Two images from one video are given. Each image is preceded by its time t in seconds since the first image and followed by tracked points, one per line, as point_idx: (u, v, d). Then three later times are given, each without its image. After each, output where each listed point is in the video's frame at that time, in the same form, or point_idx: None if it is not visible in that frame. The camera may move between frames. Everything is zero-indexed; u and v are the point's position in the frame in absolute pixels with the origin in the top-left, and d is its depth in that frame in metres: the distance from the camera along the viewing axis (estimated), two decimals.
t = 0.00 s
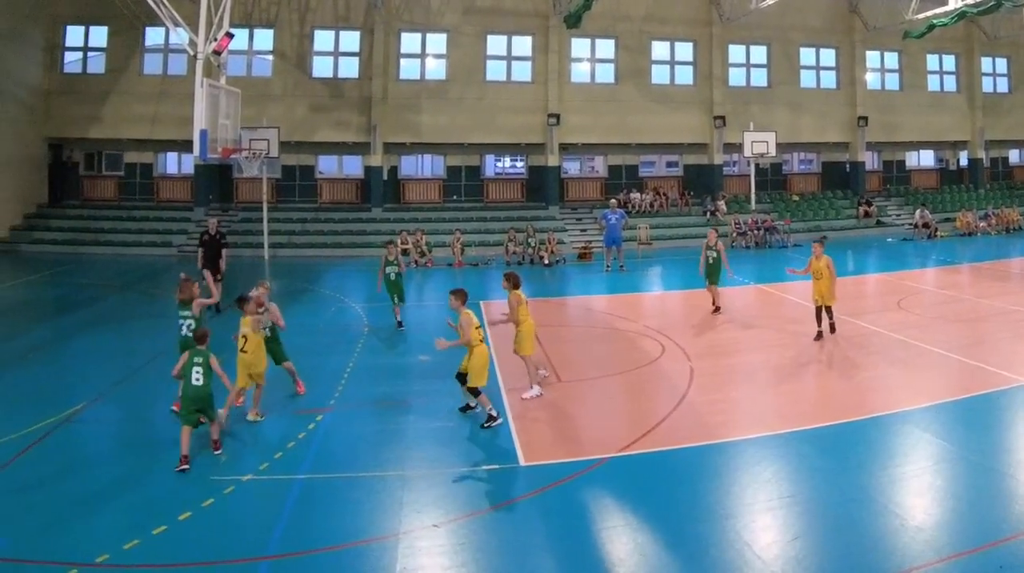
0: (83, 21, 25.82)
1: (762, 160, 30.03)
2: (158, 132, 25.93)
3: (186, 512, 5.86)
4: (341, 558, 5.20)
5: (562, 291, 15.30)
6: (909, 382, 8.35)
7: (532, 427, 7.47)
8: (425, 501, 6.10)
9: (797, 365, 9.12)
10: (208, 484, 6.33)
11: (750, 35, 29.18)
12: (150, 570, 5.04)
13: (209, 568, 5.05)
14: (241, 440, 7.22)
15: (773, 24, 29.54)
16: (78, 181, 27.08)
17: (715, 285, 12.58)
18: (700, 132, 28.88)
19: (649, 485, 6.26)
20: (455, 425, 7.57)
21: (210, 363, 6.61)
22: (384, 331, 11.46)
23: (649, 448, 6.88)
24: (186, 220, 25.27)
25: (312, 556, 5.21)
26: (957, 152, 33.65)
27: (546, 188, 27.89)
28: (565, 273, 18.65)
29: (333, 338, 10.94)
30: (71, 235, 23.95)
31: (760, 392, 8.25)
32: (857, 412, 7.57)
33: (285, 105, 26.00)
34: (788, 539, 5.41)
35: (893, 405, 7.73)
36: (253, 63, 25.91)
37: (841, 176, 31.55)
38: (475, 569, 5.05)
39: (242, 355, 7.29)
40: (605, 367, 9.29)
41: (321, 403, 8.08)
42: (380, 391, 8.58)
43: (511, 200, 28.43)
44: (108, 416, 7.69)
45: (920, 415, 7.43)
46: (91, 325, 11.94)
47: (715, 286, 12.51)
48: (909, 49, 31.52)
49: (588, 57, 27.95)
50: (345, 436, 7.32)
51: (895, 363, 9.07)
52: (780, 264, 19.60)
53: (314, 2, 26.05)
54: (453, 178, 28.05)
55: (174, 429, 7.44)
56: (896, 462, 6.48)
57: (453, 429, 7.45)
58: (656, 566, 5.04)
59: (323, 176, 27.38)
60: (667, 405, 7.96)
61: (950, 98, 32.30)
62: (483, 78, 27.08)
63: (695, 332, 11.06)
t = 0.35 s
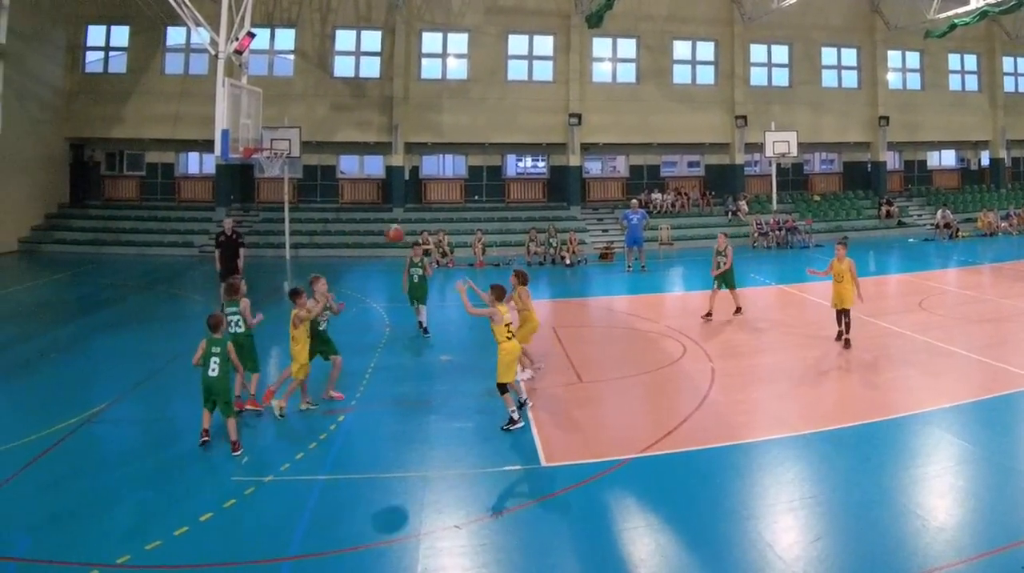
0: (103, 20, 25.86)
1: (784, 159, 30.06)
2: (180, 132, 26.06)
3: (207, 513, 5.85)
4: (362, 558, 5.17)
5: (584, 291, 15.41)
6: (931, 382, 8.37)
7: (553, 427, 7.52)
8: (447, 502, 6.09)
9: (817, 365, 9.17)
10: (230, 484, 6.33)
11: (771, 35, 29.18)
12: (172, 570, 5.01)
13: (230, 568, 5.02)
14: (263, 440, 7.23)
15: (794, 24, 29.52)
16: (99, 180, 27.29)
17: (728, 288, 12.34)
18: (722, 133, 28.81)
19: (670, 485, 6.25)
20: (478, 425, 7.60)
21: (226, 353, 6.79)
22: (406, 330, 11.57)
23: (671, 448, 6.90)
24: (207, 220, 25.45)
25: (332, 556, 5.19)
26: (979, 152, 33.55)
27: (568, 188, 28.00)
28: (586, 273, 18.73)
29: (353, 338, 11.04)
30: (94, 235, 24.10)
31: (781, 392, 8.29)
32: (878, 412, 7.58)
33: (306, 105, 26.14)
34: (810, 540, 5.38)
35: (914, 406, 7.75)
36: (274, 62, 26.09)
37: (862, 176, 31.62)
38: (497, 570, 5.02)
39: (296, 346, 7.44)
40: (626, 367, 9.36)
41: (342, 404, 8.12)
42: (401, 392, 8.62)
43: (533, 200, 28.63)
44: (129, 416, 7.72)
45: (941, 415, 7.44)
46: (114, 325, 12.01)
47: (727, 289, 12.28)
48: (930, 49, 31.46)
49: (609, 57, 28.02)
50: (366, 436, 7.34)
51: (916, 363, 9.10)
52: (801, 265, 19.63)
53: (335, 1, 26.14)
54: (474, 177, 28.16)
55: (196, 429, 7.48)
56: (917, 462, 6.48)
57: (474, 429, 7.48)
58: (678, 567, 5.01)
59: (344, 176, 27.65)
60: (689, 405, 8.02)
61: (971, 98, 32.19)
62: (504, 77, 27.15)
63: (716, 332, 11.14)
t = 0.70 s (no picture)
0: (123, 20, 25.91)
1: (805, 159, 30.12)
2: (200, 133, 25.98)
3: (227, 513, 5.81)
4: (381, 558, 5.13)
5: (604, 291, 15.43)
6: (951, 382, 8.37)
7: (576, 426, 7.55)
8: (466, 502, 6.06)
9: (837, 365, 9.18)
10: (250, 484, 6.32)
11: (792, 34, 29.18)
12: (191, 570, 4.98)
13: (249, 568, 4.99)
14: (282, 440, 7.25)
15: (814, 23, 29.49)
16: (120, 181, 27.35)
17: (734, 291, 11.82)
18: (742, 132, 28.82)
19: (689, 484, 6.23)
20: (498, 425, 7.62)
21: (241, 344, 6.92)
22: (424, 330, 11.64)
23: (693, 447, 6.91)
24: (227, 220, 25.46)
25: (351, 556, 5.15)
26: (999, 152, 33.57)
27: (588, 187, 28.01)
28: (606, 273, 18.73)
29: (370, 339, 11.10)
30: (114, 235, 24.22)
31: (801, 392, 8.31)
32: (898, 411, 7.58)
33: (326, 105, 26.25)
34: (831, 540, 5.33)
35: (933, 406, 7.75)
36: (295, 62, 26.30)
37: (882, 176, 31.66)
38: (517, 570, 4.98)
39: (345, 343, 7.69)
40: (646, 367, 9.38)
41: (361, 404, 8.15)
42: (421, 392, 8.65)
43: (553, 200, 28.74)
44: (148, 416, 7.72)
45: (961, 415, 7.44)
46: (132, 325, 12.02)
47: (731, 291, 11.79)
48: (950, 49, 31.36)
49: (629, 56, 28.01)
50: (385, 436, 7.36)
51: (936, 363, 9.11)
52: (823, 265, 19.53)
53: (355, 1, 26.23)
54: (495, 177, 28.28)
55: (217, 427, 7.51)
56: (937, 462, 6.46)
57: (494, 429, 7.51)
58: (699, 567, 4.97)
59: (365, 176, 27.85)
60: (709, 404, 8.05)
61: (992, 98, 32.04)
62: (524, 77, 27.16)
63: (736, 332, 11.17)
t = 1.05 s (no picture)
0: (140, 20, 25.99)
1: (823, 160, 30.15)
2: (217, 132, 26.06)
3: (244, 513, 5.78)
4: (399, 558, 5.10)
5: (622, 291, 15.45)
6: (972, 382, 8.38)
7: (595, 427, 7.57)
8: (484, 502, 6.04)
9: (856, 366, 9.19)
10: (267, 484, 6.31)
11: (810, 35, 29.21)
12: (208, 570, 4.94)
13: (266, 567, 4.96)
14: (299, 440, 7.25)
15: (832, 23, 29.55)
16: (137, 181, 27.43)
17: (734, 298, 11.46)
18: (761, 132, 28.76)
19: (707, 485, 6.20)
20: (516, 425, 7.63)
21: (276, 336, 7.35)
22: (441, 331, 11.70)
23: (711, 447, 6.92)
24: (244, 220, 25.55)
25: (368, 556, 5.12)
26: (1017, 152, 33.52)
27: (606, 187, 27.99)
28: (623, 273, 18.73)
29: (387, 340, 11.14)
30: (132, 235, 24.32)
31: (820, 392, 8.31)
32: (917, 412, 7.58)
33: (346, 104, 26.31)
34: (850, 539, 5.29)
35: (951, 406, 7.75)
36: (312, 62, 26.35)
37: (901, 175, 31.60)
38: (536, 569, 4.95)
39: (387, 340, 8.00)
40: (664, 367, 9.41)
41: (378, 404, 8.17)
42: (438, 393, 8.68)
43: (570, 200, 28.78)
44: (165, 416, 7.73)
45: (978, 415, 7.44)
46: (149, 325, 12.03)
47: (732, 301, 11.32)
48: (968, 49, 31.32)
49: (647, 57, 28.08)
50: (402, 437, 7.35)
51: (956, 363, 9.11)
52: (842, 265, 19.53)
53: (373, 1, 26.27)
54: (513, 177, 28.35)
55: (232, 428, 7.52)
56: (954, 463, 6.45)
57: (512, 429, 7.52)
58: (717, 567, 4.93)
59: (383, 176, 27.97)
60: (728, 404, 8.08)
61: (1010, 98, 32.02)
62: (541, 77, 27.20)
63: (755, 332, 11.19)
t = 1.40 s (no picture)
0: (140, 20, 26.00)
1: (823, 160, 30.15)
2: (216, 132, 26.07)
3: (244, 513, 5.78)
4: (399, 558, 5.10)
5: (622, 291, 15.45)
6: (972, 382, 8.37)
7: (594, 426, 7.58)
8: (484, 502, 6.04)
9: (856, 366, 9.19)
10: (267, 484, 6.31)
11: (810, 34, 29.21)
12: (208, 570, 4.94)
13: (265, 568, 4.96)
14: (299, 440, 7.25)
15: (832, 23, 29.55)
16: (137, 181, 27.44)
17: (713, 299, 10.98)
18: (761, 132, 28.76)
19: (707, 484, 6.21)
20: (516, 425, 7.63)
21: (302, 323, 7.79)
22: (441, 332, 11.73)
23: (712, 448, 6.92)
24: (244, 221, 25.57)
25: (368, 556, 5.11)
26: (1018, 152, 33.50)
27: (606, 186, 28.00)
28: (623, 273, 18.73)
29: (387, 340, 11.15)
30: (132, 235, 24.32)
31: (819, 392, 8.31)
32: (917, 412, 7.58)
33: (346, 105, 26.33)
34: (850, 539, 5.29)
35: (951, 406, 7.75)
36: (312, 62, 26.35)
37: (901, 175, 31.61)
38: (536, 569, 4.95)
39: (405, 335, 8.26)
40: (663, 367, 9.42)
41: (379, 405, 8.17)
42: (439, 392, 8.70)
43: (570, 200, 28.78)
44: (165, 416, 7.73)
45: (979, 415, 7.44)
46: (149, 325, 12.03)
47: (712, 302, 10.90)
48: (968, 49, 31.31)
49: (647, 57, 28.07)
50: (402, 437, 7.36)
51: (956, 363, 9.12)
52: (842, 265, 19.54)
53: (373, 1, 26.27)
54: (513, 177, 28.37)
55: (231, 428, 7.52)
56: (954, 462, 6.45)
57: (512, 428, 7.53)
58: (716, 567, 4.93)
59: (383, 176, 27.98)
60: (727, 404, 8.08)
61: (1010, 98, 32.02)
62: (542, 78, 27.20)
63: (754, 332, 11.20)
